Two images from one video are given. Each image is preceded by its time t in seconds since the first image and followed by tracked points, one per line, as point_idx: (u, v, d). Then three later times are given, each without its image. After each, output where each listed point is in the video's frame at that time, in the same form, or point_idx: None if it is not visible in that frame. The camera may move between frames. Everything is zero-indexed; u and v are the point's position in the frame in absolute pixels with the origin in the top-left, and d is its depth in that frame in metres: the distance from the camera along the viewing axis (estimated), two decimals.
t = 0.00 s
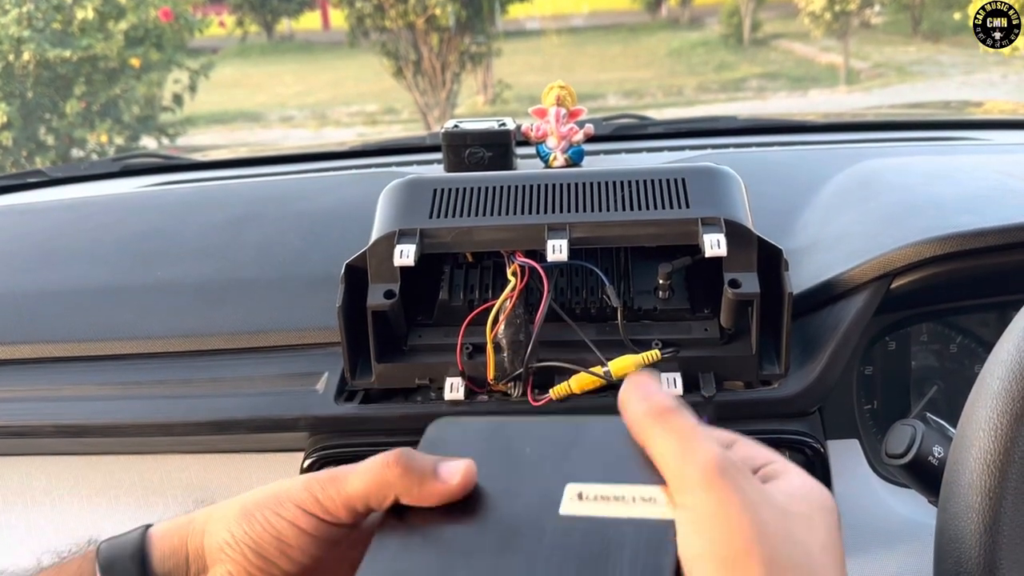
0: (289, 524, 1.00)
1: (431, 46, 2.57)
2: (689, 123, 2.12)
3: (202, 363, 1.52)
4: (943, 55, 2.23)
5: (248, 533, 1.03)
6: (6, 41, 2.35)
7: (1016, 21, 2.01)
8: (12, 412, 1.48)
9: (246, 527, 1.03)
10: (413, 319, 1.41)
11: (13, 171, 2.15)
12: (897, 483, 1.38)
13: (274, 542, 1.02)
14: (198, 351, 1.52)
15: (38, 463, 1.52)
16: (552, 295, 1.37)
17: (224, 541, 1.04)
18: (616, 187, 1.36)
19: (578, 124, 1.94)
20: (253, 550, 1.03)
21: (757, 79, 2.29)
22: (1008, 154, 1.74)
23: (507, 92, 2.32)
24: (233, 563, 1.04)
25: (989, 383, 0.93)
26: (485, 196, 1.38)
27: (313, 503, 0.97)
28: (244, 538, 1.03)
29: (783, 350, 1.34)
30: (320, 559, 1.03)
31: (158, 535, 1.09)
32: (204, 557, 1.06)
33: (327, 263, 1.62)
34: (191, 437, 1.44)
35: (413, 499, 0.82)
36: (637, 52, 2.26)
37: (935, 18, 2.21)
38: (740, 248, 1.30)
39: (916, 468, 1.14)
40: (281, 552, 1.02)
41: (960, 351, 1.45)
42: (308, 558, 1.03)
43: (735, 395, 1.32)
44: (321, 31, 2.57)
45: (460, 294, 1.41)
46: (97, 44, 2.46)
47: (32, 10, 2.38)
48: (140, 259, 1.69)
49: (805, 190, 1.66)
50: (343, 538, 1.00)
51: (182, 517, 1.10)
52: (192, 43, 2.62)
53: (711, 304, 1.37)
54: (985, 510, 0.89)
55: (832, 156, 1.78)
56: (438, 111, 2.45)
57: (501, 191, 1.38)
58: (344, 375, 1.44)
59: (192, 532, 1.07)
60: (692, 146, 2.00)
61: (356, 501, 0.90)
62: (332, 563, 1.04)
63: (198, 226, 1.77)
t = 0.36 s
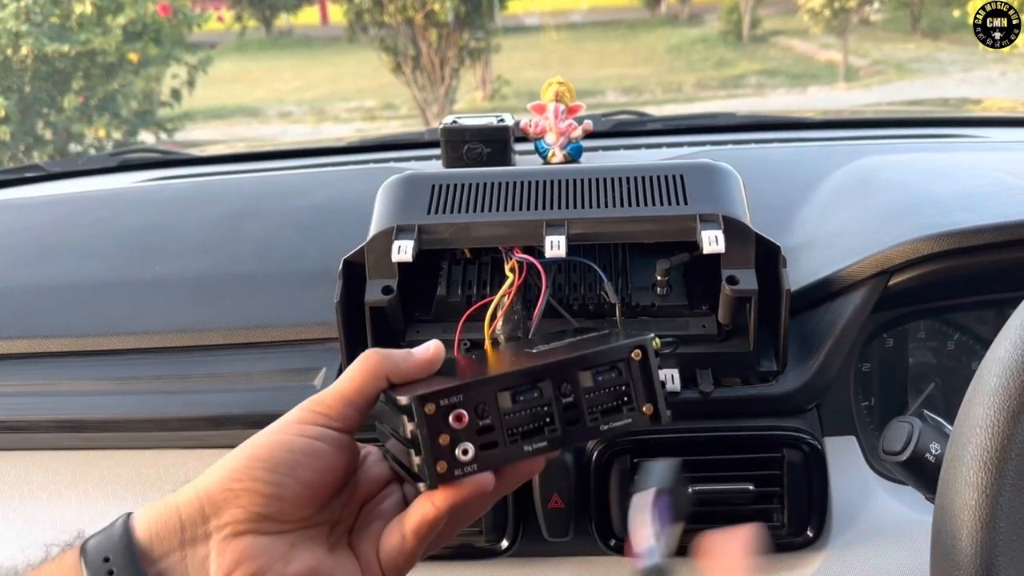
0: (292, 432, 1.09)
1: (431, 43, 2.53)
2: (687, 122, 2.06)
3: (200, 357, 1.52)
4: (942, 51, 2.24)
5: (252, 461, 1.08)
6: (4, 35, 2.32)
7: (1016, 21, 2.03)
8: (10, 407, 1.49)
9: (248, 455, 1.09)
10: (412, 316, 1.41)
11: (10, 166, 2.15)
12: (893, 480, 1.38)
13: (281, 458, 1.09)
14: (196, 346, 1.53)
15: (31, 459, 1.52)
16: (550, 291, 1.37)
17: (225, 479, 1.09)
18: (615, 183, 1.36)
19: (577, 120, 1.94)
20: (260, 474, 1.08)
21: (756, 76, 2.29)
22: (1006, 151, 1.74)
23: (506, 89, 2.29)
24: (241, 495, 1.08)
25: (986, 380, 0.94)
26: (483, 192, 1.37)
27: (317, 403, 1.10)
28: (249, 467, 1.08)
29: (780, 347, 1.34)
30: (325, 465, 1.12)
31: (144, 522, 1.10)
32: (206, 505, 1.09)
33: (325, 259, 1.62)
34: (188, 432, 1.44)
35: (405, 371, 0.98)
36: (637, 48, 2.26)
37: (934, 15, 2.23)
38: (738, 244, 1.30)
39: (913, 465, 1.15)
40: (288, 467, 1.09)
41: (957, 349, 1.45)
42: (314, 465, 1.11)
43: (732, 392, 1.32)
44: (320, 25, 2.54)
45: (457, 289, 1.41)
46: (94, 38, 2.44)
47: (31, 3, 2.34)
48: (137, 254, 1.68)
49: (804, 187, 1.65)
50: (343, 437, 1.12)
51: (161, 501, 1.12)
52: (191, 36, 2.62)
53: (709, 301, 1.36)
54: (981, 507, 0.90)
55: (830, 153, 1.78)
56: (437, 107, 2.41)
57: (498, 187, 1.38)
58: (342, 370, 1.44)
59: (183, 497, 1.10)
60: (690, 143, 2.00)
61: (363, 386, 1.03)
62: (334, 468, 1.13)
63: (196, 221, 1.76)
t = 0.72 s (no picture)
0: (291, 405, 1.09)
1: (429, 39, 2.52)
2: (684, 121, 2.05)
3: (196, 355, 1.52)
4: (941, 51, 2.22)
5: (251, 434, 1.08)
6: None
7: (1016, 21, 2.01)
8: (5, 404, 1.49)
9: (247, 428, 1.08)
10: (409, 313, 1.40)
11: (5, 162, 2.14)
12: (892, 479, 1.37)
13: (280, 431, 1.09)
14: (193, 344, 1.52)
15: (24, 457, 1.51)
16: (548, 288, 1.36)
17: (225, 451, 1.08)
18: (613, 180, 1.36)
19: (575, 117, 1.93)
20: (261, 447, 1.08)
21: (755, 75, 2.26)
22: (1004, 150, 1.75)
23: (502, 87, 2.29)
24: (241, 468, 1.07)
25: (983, 379, 0.95)
26: (481, 189, 1.37)
27: (315, 375, 1.09)
28: (248, 440, 1.08)
29: (778, 345, 1.33)
30: (323, 438, 1.12)
31: (140, 491, 1.06)
32: (205, 478, 1.07)
33: (322, 256, 1.61)
34: (183, 430, 1.44)
35: (399, 346, 1.02)
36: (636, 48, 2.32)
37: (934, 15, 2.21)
38: (736, 242, 1.29)
39: (911, 462, 1.15)
40: (287, 439, 1.09)
41: (955, 347, 1.45)
42: (313, 438, 1.11)
43: (731, 390, 1.32)
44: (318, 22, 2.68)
45: (455, 287, 1.40)
46: (92, 34, 2.45)
47: None
48: (133, 250, 1.68)
49: (802, 185, 1.65)
50: (340, 409, 1.12)
51: (155, 472, 1.09)
52: (190, 33, 2.63)
53: (707, 298, 1.36)
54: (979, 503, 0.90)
55: (828, 151, 1.78)
56: (435, 104, 2.39)
57: (496, 184, 1.38)
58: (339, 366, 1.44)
59: (181, 468, 1.08)
60: (689, 140, 2.00)
61: (362, 358, 1.04)
62: (331, 441, 1.13)
63: (192, 218, 1.75)
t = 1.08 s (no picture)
0: (308, 398, 1.10)
1: (428, 38, 2.47)
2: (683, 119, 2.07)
3: (200, 350, 1.53)
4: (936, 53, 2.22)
5: (268, 425, 1.09)
6: None
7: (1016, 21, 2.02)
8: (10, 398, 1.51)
9: (263, 418, 1.09)
10: (410, 309, 1.40)
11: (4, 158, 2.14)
12: (893, 477, 1.37)
13: (297, 424, 1.09)
14: (197, 338, 1.54)
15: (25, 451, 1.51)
16: (549, 285, 1.37)
17: (240, 443, 1.09)
18: (615, 177, 1.36)
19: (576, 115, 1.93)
20: (276, 439, 1.09)
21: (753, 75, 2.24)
22: (1003, 149, 1.75)
23: (501, 85, 2.27)
24: (256, 461, 1.09)
25: (985, 375, 0.96)
26: (483, 185, 1.37)
27: (334, 368, 1.09)
28: (264, 432, 1.09)
29: (779, 342, 1.34)
30: (338, 432, 1.12)
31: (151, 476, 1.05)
32: (220, 468, 1.08)
33: (323, 253, 1.61)
34: (187, 424, 1.46)
35: (419, 344, 1.02)
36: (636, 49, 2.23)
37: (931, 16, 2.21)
38: (738, 239, 1.30)
39: (911, 459, 1.15)
40: (303, 433, 1.10)
41: (955, 345, 1.46)
42: (329, 432, 1.11)
43: (729, 386, 1.33)
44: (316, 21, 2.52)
45: (457, 283, 1.41)
46: (89, 31, 2.46)
47: None
48: (134, 247, 1.67)
49: (802, 183, 1.65)
50: (355, 404, 1.12)
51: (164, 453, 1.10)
52: (186, 30, 2.57)
53: (708, 295, 1.35)
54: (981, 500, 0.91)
55: (828, 149, 1.78)
56: (432, 102, 2.37)
57: (498, 180, 1.38)
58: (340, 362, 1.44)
59: (193, 457, 1.08)
60: (688, 138, 2.01)
61: (380, 356, 1.04)
62: (347, 436, 1.14)
63: (193, 215, 1.74)
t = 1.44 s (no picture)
0: (318, 362, 1.07)
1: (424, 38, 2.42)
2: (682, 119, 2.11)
3: (198, 347, 1.52)
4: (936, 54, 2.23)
5: (274, 388, 1.07)
6: None
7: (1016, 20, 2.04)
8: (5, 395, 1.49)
9: (270, 381, 1.07)
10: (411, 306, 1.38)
11: None
12: (899, 479, 1.37)
13: (305, 388, 1.07)
14: (195, 336, 1.52)
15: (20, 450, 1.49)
16: (552, 284, 1.36)
17: (245, 405, 1.07)
18: (619, 175, 1.35)
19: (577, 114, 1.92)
20: (283, 403, 1.07)
21: (750, 77, 2.19)
22: (1004, 150, 1.75)
23: (499, 86, 2.22)
24: (261, 424, 1.07)
25: (995, 373, 0.95)
26: (486, 182, 1.36)
27: (347, 332, 1.07)
28: (270, 394, 1.07)
29: (784, 341, 1.33)
30: (348, 399, 1.10)
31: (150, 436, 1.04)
32: (223, 430, 1.07)
33: (323, 250, 1.60)
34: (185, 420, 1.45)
35: (444, 313, 0.98)
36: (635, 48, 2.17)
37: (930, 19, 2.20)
38: (744, 238, 1.29)
39: (917, 459, 1.15)
40: (310, 398, 1.08)
41: (958, 346, 1.46)
42: (338, 399, 1.09)
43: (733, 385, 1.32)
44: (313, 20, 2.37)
45: (459, 281, 1.39)
46: (85, 28, 2.47)
47: None
48: (132, 242, 1.66)
49: (806, 183, 1.64)
50: (369, 371, 1.10)
51: (167, 412, 1.08)
52: (182, 28, 2.45)
53: (712, 294, 1.34)
54: (991, 497, 0.90)
55: (830, 149, 1.77)
56: (430, 103, 2.28)
57: (501, 177, 1.37)
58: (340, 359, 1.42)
59: (195, 418, 1.07)
60: (689, 138, 2.00)
61: (399, 321, 1.01)
62: (358, 403, 1.12)
63: (192, 211, 1.73)
